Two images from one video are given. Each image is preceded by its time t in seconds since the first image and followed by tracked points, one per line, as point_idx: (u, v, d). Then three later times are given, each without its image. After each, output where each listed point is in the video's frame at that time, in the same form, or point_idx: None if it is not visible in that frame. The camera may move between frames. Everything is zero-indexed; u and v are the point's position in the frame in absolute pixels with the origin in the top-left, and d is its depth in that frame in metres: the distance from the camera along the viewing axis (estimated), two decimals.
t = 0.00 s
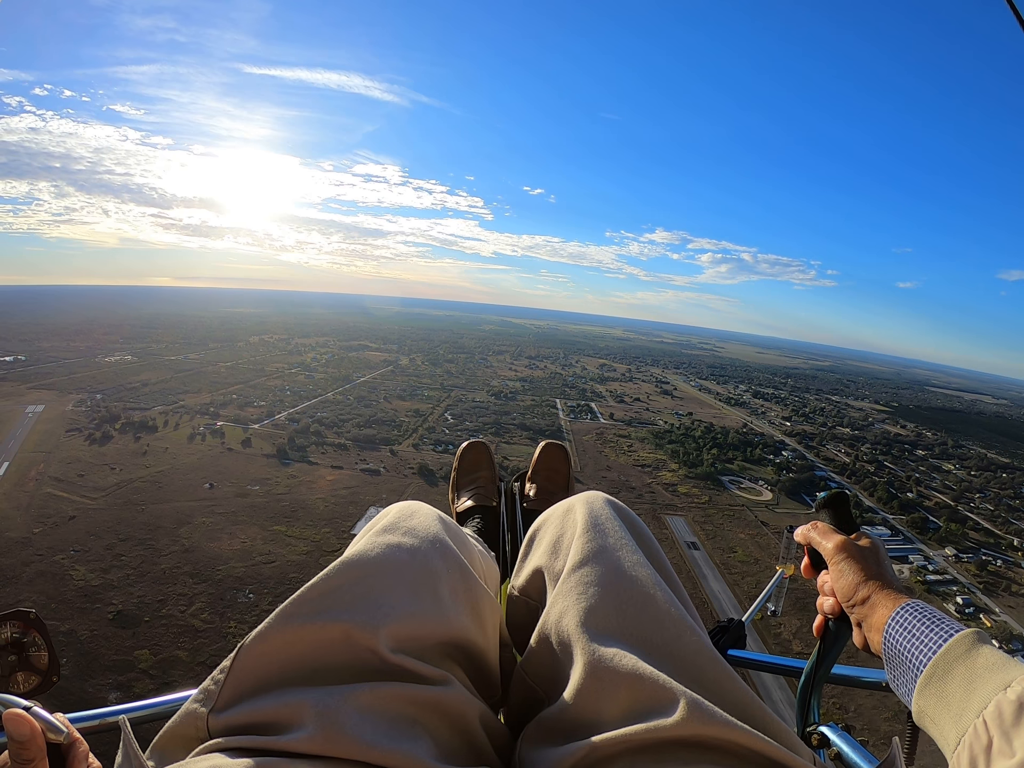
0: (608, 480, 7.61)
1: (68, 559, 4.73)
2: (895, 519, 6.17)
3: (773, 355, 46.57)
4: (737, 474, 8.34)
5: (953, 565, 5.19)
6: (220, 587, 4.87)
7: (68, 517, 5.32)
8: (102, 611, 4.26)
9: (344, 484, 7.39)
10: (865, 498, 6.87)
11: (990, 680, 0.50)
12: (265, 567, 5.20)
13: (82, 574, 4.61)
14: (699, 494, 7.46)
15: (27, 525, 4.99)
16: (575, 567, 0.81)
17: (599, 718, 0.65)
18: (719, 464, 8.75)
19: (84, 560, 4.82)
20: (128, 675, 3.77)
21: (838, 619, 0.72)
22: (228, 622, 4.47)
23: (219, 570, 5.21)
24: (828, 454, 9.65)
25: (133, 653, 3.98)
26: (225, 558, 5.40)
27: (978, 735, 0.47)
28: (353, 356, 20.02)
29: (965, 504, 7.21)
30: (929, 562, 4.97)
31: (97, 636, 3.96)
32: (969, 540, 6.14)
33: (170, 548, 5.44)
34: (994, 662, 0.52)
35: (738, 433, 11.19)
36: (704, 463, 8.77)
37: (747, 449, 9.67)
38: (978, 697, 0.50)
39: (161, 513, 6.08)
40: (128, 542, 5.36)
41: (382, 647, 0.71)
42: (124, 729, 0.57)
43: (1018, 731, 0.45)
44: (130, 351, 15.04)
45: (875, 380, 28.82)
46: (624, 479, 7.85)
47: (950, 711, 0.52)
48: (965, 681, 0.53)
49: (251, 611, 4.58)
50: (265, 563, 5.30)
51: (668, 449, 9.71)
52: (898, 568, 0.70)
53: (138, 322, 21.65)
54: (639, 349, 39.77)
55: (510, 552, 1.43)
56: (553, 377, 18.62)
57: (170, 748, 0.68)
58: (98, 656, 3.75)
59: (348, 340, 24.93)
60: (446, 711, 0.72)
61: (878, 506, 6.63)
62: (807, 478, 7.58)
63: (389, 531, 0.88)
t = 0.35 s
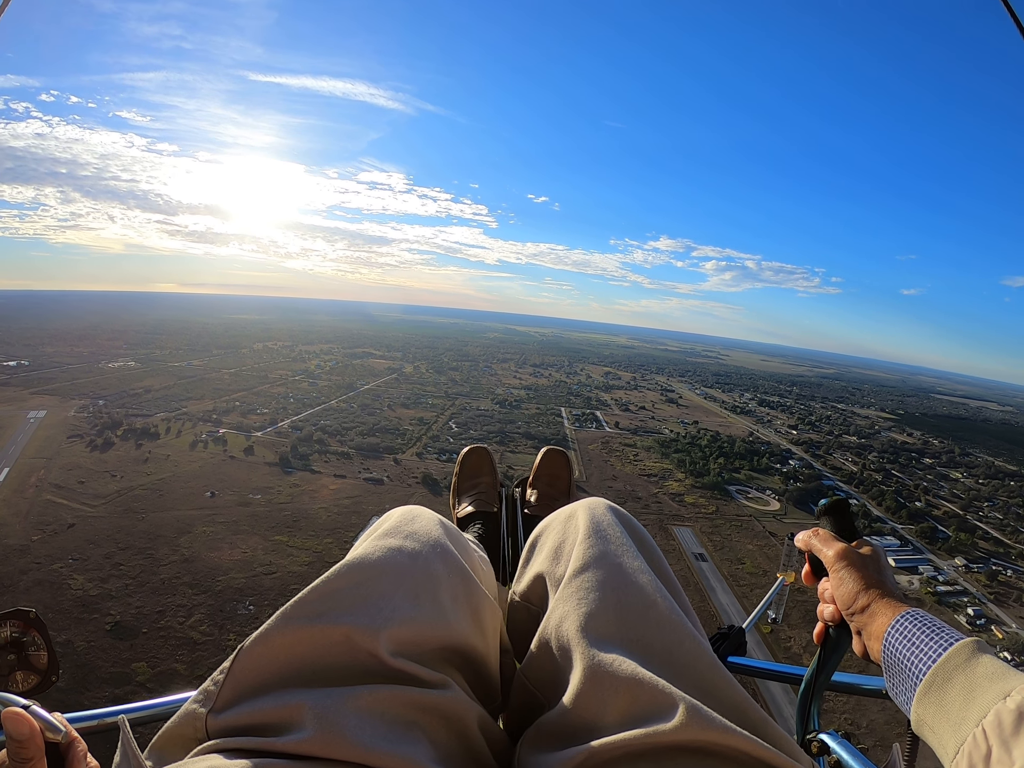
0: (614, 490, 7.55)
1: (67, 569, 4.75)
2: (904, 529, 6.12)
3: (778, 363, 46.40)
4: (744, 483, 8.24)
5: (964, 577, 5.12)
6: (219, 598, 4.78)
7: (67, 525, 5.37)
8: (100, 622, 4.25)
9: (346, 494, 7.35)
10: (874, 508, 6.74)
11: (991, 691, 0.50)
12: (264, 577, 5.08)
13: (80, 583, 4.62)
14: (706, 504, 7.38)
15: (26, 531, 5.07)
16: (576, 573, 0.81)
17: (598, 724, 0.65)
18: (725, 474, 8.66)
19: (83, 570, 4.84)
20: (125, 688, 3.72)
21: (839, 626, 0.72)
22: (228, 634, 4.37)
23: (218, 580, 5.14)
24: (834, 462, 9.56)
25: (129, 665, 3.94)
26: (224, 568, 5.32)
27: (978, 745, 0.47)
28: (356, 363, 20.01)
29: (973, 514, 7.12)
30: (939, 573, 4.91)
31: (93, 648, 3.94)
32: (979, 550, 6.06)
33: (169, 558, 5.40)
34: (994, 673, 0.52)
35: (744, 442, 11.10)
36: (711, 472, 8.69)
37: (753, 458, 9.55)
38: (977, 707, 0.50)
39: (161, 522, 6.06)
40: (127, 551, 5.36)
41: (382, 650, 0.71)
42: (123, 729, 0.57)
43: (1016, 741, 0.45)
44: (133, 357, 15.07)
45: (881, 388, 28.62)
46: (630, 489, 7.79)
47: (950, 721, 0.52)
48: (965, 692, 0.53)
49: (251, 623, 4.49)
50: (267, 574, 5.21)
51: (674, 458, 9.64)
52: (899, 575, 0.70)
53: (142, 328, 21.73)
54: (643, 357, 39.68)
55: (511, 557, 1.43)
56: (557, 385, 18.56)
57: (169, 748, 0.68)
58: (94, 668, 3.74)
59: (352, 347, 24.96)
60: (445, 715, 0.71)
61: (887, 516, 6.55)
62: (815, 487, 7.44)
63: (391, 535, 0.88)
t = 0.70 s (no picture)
0: (621, 497, 7.49)
1: (66, 579, 4.73)
2: (914, 534, 6.19)
3: (781, 366, 46.34)
4: (750, 488, 8.16)
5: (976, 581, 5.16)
6: (221, 608, 4.71)
7: (67, 535, 5.36)
8: (99, 633, 4.22)
9: (349, 501, 7.30)
10: (882, 512, 6.78)
11: (985, 696, 0.51)
12: (264, 587, 5.01)
13: (79, 594, 4.61)
14: (713, 510, 7.30)
15: (25, 540, 5.06)
16: (572, 577, 0.81)
17: (594, 727, 0.65)
18: (732, 478, 8.56)
19: (82, 580, 4.79)
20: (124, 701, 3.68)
21: (835, 632, 0.72)
22: (229, 644, 4.29)
23: (219, 590, 5.08)
24: (841, 467, 9.52)
25: (128, 678, 3.89)
26: (227, 576, 5.28)
27: (974, 749, 0.48)
28: (360, 369, 20.00)
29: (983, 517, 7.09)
30: (949, 579, 4.97)
31: (92, 660, 3.90)
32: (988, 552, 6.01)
33: (170, 567, 5.38)
34: (991, 678, 0.52)
35: (750, 446, 11.05)
36: (718, 477, 8.62)
37: (760, 463, 9.48)
38: (972, 713, 0.51)
39: (162, 531, 6.02)
40: (126, 560, 5.35)
41: (378, 652, 0.71)
42: (119, 728, 0.56)
43: (1014, 745, 0.45)
44: (136, 363, 15.07)
45: (887, 391, 28.55)
46: (636, 495, 7.76)
47: (946, 727, 0.52)
48: (959, 696, 0.53)
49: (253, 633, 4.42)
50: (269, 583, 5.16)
51: (681, 463, 9.60)
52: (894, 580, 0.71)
53: (145, 334, 21.78)
54: (647, 360, 39.63)
55: (507, 563, 1.43)
56: (562, 390, 18.54)
57: (164, 748, 0.68)
58: (92, 681, 3.70)
59: (356, 353, 24.97)
60: (440, 717, 0.71)
61: (896, 521, 6.60)
62: (821, 492, 7.36)
63: (387, 538, 0.88)
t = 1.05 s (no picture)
0: (632, 497, 7.30)
1: (70, 587, 4.75)
2: (927, 533, 6.24)
3: (789, 364, 46.06)
4: (762, 488, 8.05)
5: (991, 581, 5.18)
6: (225, 615, 4.78)
7: (70, 542, 5.24)
8: (102, 643, 4.27)
9: (356, 505, 7.24)
10: (894, 511, 6.78)
11: (980, 700, 0.50)
12: (270, 593, 4.97)
13: (83, 603, 4.65)
14: (724, 511, 7.18)
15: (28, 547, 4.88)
16: (566, 580, 0.81)
17: (587, 731, 0.64)
18: (744, 478, 8.41)
19: (87, 587, 4.90)
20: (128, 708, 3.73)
21: (828, 635, 0.71)
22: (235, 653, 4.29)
23: (225, 598, 5.08)
24: (853, 465, 9.44)
25: (133, 688, 3.93)
26: (233, 584, 5.34)
27: (967, 753, 0.47)
28: (367, 371, 20.01)
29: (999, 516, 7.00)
30: (965, 579, 5.02)
31: (97, 670, 3.97)
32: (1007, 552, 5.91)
33: (175, 574, 5.45)
34: (983, 680, 0.51)
35: (760, 446, 10.97)
36: (729, 477, 8.51)
37: (771, 462, 9.37)
38: (965, 716, 0.50)
39: (167, 538, 6.10)
40: (131, 567, 5.47)
41: (371, 654, 0.71)
42: (110, 729, 0.55)
43: (1007, 749, 0.45)
44: (142, 367, 15.12)
45: (898, 388, 28.35)
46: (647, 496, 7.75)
47: (939, 731, 0.52)
48: (953, 700, 0.52)
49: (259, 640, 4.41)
50: (275, 591, 5.14)
51: (691, 464, 9.55)
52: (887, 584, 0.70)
53: (151, 338, 21.80)
54: (655, 359, 39.43)
55: (502, 565, 1.43)
56: (570, 390, 18.49)
57: (156, 748, 0.67)
58: (97, 689, 3.78)
59: (362, 355, 25.00)
60: (433, 719, 0.71)
61: (909, 521, 6.60)
62: (832, 491, 7.15)
63: (382, 539, 0.88)
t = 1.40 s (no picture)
0: (646, 497, 7.57)
1: (80, 590, 4.75)
2: (945, 532, 6.20)
3: (798, 361, 45.89)
4: (778, 486, 7.99)
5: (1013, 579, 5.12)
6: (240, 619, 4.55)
7: (82, 544, 5.38)
8: (114, 648, 4.18)
9: (368, 506, 7.19)
10: (911, 509, 6.76)
11: (983, 701, 0.49)
12: (284, 592, 4.91)
13: (94, 606, 4.63)
14: (739, 508, 7.17)
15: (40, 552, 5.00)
16: (564, 584, 0.80)
17: (585, 737, 0.63)
18: (759, 476, 8.37)
19: (97, 591, 4.83)
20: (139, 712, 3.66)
21: (827, 636, 0.71)
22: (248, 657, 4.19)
23: (237, 602, 4.90)
24: (869, 463, 9.36)
25: (143, 694, 3.81)
26: (244, 587, 5.13)
27: (970, 755, 0.46)
28: (378, 370, 20.00)
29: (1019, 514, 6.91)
30: (985, 578, 4.99)
31: (106, 675, 3.91)
32: None
33: (186, 578, 5.25)
34: (986, 681, 0.51)
35: (775, 443, 10.92)
36: (744, 474, 8.47)
37: (786, 459, 9.31)
38: (968, 718, 0.49)
39: (178, 541, 5.92)
40: (142, 571, 5.31)
41: (368, 661, 0.70)
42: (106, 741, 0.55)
43: (1009, 749, 0.44)
44: (153, 368, 15.15)
45: (912, 385, 28.22)
46: (662, 495, 7.75)
47: (942, 731, 0.51)
48: (956, 701, 0.52)
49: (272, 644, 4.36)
50: (286, 594, 5.09)
51: (705, 462, 9.50)
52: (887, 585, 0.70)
53: (162, 340, 21.86)
54: (665, 356, 39.32)
55: (499, 566, 1.43)
56: (583, 389, 18.45)
57: (152, 759, 0.66)
58: (106, 696, 3.71)
59: (373, 354, 25.02)
60: (431, 726, 0.70)
61: (927, 519, 6.55)
62: (850, 490, 7.14)
63: (378, 545, 0.87)
